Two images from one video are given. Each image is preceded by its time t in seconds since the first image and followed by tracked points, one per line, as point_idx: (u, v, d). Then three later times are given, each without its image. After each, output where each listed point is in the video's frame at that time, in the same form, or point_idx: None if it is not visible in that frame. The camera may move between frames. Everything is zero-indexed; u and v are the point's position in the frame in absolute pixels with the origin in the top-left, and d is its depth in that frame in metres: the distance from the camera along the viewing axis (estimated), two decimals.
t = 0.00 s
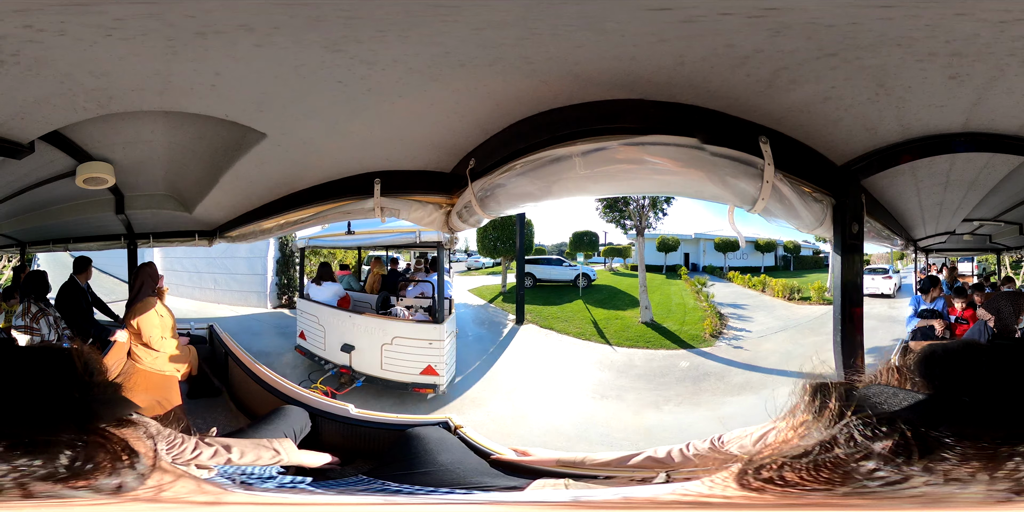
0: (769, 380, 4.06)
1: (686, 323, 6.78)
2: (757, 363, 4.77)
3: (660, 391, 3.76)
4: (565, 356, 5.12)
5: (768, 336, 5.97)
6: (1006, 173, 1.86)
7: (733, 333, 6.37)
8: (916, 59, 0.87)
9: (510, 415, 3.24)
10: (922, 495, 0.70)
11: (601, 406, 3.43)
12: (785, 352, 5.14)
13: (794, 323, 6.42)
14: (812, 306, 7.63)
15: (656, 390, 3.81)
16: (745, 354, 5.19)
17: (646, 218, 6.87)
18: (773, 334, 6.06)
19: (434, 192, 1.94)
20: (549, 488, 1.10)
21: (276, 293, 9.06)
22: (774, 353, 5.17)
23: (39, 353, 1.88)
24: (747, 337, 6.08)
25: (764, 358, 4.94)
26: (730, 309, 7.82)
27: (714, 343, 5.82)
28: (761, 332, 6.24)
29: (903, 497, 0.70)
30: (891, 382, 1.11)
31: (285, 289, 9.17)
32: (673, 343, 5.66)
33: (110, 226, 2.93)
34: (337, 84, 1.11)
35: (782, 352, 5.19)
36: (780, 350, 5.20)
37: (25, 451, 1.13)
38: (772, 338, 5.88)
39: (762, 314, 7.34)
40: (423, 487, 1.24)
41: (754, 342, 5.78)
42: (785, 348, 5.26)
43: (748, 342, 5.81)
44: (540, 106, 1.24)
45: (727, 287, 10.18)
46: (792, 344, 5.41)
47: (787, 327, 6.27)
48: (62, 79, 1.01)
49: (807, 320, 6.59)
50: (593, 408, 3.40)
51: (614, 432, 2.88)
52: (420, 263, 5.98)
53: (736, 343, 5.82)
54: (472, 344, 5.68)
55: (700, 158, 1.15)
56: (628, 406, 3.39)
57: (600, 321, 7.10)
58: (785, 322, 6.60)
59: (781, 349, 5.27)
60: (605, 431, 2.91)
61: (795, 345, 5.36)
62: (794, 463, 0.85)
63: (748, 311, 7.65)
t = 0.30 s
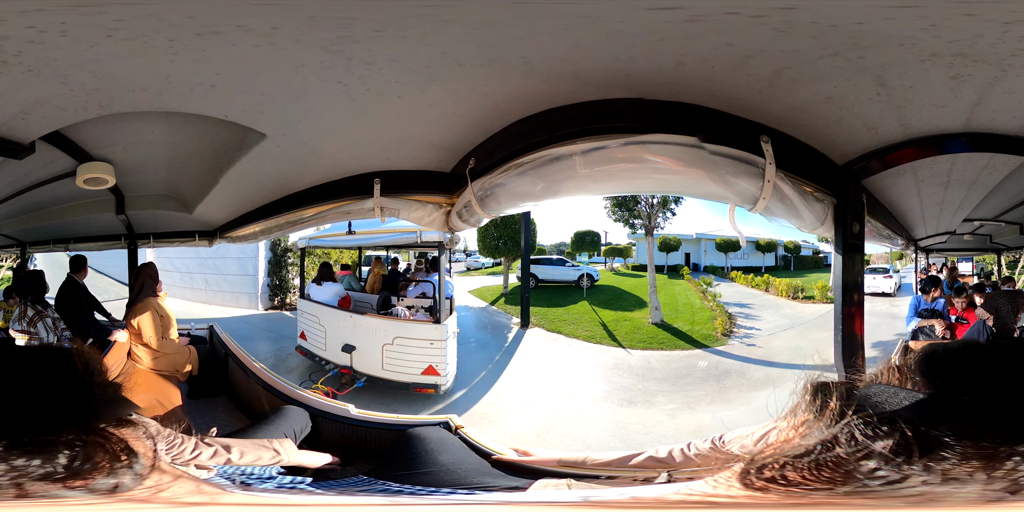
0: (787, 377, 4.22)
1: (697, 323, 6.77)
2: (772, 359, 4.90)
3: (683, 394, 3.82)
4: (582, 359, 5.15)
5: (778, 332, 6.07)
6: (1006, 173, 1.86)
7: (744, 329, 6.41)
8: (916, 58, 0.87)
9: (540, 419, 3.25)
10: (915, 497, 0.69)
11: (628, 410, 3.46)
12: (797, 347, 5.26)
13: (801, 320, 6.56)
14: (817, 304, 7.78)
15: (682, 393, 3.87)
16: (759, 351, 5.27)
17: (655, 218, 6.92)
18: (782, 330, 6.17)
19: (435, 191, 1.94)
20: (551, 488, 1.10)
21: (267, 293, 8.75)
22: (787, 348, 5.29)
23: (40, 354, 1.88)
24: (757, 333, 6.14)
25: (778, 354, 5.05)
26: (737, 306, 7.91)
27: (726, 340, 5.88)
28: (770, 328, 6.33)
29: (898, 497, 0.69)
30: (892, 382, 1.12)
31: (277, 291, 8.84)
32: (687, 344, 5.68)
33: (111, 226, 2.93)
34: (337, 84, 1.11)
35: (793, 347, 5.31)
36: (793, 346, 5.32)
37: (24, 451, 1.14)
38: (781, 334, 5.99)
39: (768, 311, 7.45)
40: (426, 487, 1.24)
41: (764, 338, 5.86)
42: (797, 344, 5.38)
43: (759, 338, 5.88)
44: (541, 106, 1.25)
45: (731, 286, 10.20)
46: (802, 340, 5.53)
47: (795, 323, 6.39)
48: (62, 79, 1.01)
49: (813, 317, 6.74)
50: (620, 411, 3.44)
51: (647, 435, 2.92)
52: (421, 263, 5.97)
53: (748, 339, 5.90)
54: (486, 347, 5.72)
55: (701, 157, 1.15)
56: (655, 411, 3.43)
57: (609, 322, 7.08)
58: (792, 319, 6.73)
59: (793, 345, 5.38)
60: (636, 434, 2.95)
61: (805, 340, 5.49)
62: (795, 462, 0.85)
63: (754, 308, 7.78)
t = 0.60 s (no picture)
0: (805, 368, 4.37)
1: (707, 323, 6.81)
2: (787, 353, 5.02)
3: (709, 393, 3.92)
4: (600, 360, 5.19)
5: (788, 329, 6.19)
6: (1006, 172, 1.87)
7: (753, 327, 6.48)
8: (913, 59, 0.87)
9: (573, 420, 3.33)
10: (896, 497, 0.71)
11: (657, 411, 3.55)
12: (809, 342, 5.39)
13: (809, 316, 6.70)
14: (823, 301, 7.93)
15: (709, 391, 3.96)
16: (773, 347, 5.38)
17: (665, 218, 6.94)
18: (790, 326, 6.30)
19: (436, 192, 1.94)
20: (557, 487, 1.10)
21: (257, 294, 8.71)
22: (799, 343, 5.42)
23: (38, 354, 1.87)
24: (767, 330, 6.23)
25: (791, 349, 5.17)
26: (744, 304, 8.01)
27: (739, 338, 5.99)
28: (778, 324, 6.45)
29: (882, 498, 0.70)
30: (889, 381, 1.12)
31: (268, 292, 8.83)
32: (701, 343, 5.73)
33: (111, 226, 2.92)
34: (338, 85, 1.11)
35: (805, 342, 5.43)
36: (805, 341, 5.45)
37: (21, 453, 1.13)
38: (791, 329, 6.11)
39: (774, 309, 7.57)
40: (431, 487, 1.24)
41: (774, 335, 5.96)
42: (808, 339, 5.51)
43: (769, 335, 5.97)
44: (541, 107, 1.25)
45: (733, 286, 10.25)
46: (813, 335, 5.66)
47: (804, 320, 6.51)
48: (62, 78, 1.01)
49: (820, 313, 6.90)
50: (649, 410, 3.53)
51: (680, 433, 3.01)
52: (421, 263, 5.96)
53: (759, 336, 6.00)
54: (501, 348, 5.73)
55: (703, 159, 1.16)
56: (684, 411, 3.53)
57: (617, 323, 7.12)
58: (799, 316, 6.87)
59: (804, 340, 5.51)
60: (671, 433, 3.04)
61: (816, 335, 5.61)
62: (789, 461, 0.86)
63: (761, 306, 7.90)
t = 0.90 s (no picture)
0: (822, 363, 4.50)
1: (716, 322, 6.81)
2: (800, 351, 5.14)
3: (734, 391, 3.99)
4: (617, 362, 5.26)
5: (797, 326, 6.30)
6: (1005, 172, 1.88)
7: (762, 324, 6.56)
8: (914, 58, 0.87)
9: (600, 419, 3.40)
10: (901, 497, 0.70)
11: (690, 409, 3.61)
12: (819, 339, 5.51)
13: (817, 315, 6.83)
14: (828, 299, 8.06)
15: (734, 388, 4.05)
16: (785, 344, 5.49)
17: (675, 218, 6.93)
18: (799, 324, 6.41)
19: (435, 192, 1.94)
20: (553, 487, 1.10)
21: (246, 297, 8.43)
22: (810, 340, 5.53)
23: (38, 354, 1.88)
24: (776, 328, 6.32)
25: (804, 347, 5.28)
26: (750, 302, 8.09)
27: (750, 335, 6.06)
28: (787, 322, 6.55)
29: (886, 497, 0.70)
30: (890, 382, 1.12)
31: (256, 293, 8.51)
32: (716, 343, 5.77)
33: (112, 226, 2.92)
34: (337, 85, 1.11)
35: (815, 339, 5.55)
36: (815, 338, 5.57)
37: (22, 452, 1.14)
38: (800, 327, 6.23)
39: (780, 307, 7.68)
40: (431, 487, 1.24)
41: (784, 332, 6.06)
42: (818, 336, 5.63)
43: (779, 332, 6.06)
44: (541, 107, 1.25)
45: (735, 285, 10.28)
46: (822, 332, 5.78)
47: (811, 319, 6.63)
48: (62, 78, 1.01)
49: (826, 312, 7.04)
50: (675, 408, 3.60)
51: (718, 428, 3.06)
52: (421, 263, 5.96)
53: (769, 333, 6.10)
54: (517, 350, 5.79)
55: (701, 158, 1.16)
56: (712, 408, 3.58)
57: (626, 324, 7.15)
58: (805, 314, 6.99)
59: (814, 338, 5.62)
60: (701, 428, 3.11)
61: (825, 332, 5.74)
62: (791, 462, 0.85)
63: (768, 304, 8.01)
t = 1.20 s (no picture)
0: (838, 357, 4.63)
1: (727, 321, 6.79)
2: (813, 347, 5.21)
3: (758, 390, 4.09)
4: (633, 364, 5.32)
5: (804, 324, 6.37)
6: (1006, 172, 1.87)
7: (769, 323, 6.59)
8: (917, 56, 0.87)
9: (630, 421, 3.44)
10: (907, 498, 0.70)
11: (731, 410, 3.67)
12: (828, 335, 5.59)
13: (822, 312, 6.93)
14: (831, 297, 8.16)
15: (760, 385, 4.17)
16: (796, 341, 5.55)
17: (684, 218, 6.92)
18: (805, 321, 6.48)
19: (434, 192, 1.94)
20: (549, 487, 1.10)
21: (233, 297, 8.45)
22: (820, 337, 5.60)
23: (37, 354, 1.88)
24: (783, 326, 6.37)
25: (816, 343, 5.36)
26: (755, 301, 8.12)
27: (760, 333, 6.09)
28: (793, 320, 6.63)
29: (895, 498, 0.70)
30: (891, 382, 1.11)
31: (244, 294, 8.50)
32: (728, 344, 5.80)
33: (111, 226, 2.93)
34: (337, 85, 1.11)
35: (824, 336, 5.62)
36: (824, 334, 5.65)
37: (25, 452, 1.14)
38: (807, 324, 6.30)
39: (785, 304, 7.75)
40: (430, 487, 1.25)
41: (792, 330, 6.12)
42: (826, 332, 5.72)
43: (788, 330, 6.11)
44: (540, 107, 1.25)
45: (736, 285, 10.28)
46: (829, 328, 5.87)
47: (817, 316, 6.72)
48: (63, 78, 1.01)
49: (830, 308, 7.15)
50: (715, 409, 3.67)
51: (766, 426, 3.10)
52: (421, 262, 5.96)
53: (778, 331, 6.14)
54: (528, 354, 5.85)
55: (699, 157, 1.16)
56: (738, 409, 3.69)
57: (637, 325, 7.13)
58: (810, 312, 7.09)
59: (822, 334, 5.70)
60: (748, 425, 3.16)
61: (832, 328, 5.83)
62: (792, 462, 0.85)
63: (773, 302, 8.08)
